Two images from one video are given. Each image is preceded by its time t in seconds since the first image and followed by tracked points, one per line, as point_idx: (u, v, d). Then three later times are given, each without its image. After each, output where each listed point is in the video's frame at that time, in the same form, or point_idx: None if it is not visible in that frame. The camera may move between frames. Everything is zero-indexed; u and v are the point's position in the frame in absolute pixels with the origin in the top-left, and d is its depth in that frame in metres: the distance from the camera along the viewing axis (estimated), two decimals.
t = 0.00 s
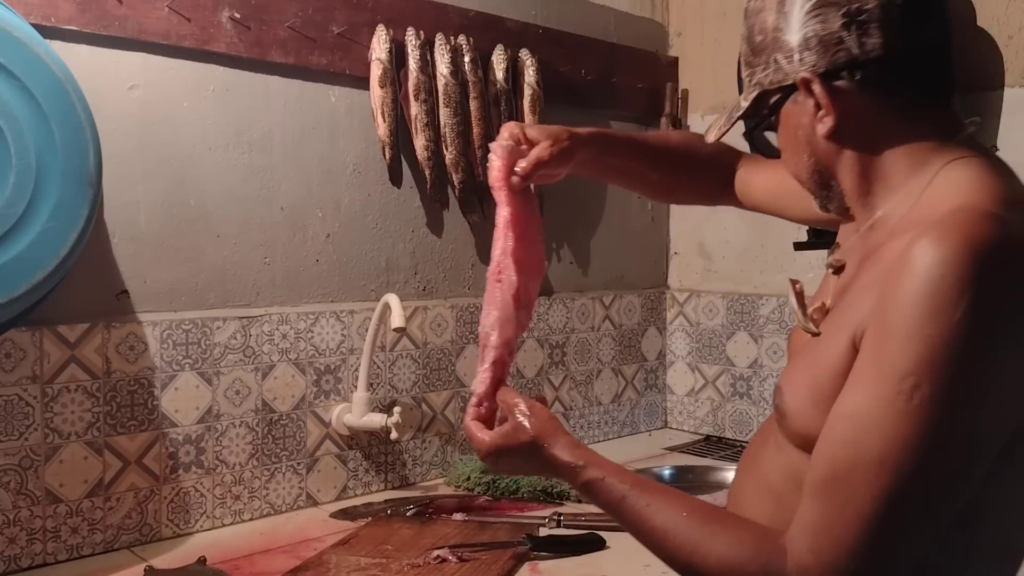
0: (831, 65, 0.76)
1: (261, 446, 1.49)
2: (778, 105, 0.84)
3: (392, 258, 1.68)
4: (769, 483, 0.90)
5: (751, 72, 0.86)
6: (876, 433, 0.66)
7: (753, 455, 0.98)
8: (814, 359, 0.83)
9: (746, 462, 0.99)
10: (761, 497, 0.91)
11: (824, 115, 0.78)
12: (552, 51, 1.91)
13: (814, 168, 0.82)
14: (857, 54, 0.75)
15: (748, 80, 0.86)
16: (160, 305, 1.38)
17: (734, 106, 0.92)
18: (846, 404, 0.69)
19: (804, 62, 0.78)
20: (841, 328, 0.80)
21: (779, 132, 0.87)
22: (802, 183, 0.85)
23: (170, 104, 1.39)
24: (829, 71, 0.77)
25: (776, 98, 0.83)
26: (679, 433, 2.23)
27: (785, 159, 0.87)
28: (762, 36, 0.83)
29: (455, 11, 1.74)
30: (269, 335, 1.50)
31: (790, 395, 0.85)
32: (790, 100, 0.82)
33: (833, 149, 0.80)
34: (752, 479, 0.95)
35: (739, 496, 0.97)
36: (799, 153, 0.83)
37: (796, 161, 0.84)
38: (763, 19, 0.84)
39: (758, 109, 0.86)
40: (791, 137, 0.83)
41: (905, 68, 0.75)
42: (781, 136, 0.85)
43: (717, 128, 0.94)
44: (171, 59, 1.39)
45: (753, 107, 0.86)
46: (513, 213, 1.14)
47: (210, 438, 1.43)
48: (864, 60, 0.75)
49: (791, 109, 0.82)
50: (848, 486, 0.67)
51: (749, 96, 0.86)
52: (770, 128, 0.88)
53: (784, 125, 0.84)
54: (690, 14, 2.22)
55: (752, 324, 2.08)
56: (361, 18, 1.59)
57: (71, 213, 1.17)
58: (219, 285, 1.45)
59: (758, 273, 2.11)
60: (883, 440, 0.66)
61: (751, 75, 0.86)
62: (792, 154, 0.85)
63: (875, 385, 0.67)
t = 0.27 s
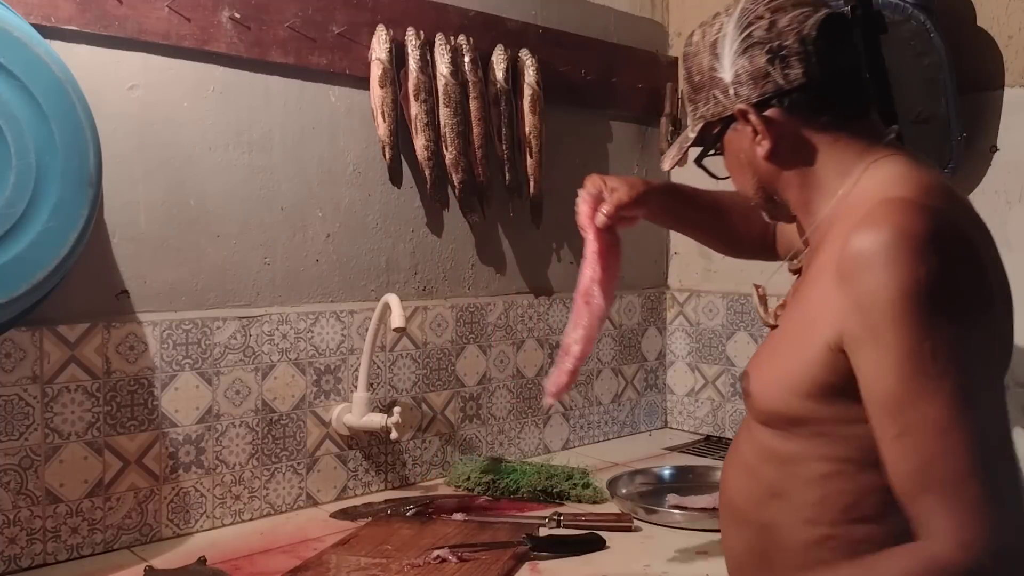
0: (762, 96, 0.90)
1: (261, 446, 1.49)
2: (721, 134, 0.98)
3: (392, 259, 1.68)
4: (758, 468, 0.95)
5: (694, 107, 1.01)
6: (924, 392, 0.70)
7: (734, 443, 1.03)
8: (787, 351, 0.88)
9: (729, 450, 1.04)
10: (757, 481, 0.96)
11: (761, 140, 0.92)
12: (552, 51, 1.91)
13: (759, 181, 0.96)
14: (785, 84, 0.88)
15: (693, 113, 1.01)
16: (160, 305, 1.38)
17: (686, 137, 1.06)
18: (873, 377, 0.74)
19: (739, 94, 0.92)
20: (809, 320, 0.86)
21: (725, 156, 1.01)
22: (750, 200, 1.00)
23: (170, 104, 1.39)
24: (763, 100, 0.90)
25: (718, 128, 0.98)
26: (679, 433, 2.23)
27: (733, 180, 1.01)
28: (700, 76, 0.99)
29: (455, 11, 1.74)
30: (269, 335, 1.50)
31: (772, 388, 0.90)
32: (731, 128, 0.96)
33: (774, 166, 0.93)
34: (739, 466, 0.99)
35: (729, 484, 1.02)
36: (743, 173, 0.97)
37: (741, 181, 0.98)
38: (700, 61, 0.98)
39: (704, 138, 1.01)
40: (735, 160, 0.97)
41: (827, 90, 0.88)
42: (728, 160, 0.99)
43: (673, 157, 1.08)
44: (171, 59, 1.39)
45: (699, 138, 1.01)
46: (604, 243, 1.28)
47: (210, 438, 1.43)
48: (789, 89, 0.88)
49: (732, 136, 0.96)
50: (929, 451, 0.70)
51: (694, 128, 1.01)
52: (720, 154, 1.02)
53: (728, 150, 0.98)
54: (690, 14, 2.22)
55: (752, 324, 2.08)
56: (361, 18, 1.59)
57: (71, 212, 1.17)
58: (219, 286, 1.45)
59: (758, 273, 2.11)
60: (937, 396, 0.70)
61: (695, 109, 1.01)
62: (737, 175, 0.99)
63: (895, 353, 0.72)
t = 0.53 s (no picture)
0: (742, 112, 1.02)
1: (261, 446, 1.49)
2: (707, 151, 1.10)
3: (392, 258, 1.68)
4: (778, 455, 0.99)
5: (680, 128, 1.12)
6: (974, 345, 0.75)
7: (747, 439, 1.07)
8: (802, 339, 0.94)
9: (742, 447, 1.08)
10: (778, 469, 0.99)
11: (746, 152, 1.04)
12: (552, 51, 1.91)
13: (747, 188, 1.08)
14: (762, 99, 1.01)
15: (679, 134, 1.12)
16: (160, 305, 1.38)
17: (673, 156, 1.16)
18: (910, 342, 0.80)
19: (722, 112, 1.04)
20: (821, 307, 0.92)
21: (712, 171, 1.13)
22: (740, 208, 1.12)
23: (170, 104, 1.39)
24: (743, 116, 1.03)
25: (704, 146, 1.10)
26: (679, 433, 2.23)
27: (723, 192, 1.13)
28: (683, 99, 1.10)
29: (455, 11, 1.74)
30: (269, 335, 1.50)
31: (787, 375, 0.95)
32: (716, 145, 1.08)
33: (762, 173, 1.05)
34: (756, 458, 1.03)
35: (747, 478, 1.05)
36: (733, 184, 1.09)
37: (731, 192, 1.10)
38: (682, 86, 1.10)
39: (692, 157, 1.12)
40: (724, 173, 1.10)
41: (802, 100, 1.01)
42: (716, 173, 1.11)
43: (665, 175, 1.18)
44: (171, 59, 1.39)
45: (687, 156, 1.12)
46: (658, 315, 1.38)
47: (210, 438, 1.43)
48: (767, 102, 1.01)
49: (719, 151, 1.08)
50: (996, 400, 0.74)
51: (682, 147, 1.12)
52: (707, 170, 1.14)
53: (716, 164, 1.10)
54: (690, 14, 2.22)
55: (752, 324, 2.08)
56: (361, 18, 1.59)
57: (70, 212, 1.17)
58: (219, 285, 1.45)
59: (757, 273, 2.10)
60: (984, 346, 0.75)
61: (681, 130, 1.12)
62: (727, 187, 1.11)
63: (931, 315, 0.78)
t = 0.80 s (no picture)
0: (804, 109, 1.03)
1: (261, 446, 1.49)
2: (765, 149, 1.10)
3: (392, 258, 1.68)
4: (841, 464, 0.98)
5: (737, 126, 1.13)
6: None
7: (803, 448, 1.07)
8: (869, 344, 0.93)
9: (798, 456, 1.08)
10: (841, 479, 0.98)
11: (807, 149, 1.04)
12: (552, 51, 1.91)
13: (806, 186, 1.07)
14: (825, 96, 1.02)
15: (737, 132, 1.12)
16: (160, 305, 1.38)
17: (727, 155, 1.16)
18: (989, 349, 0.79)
19: (783, 109, 1.04)
20: (891, 312, 0.91)
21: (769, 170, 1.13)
22: (798, 208, 1.11)
23: (170, 104, 1.39)
24: (805, 112, 1.03)
25: (761, 144, 1.10)
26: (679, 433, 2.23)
27: (779, 192, 1.13)
28: (741, 97, 1.10)
29: (455, 11, 1.74)
30: (269, 335, 1.50)
31: (854, 381, 0.95)
32: (775, 143, 1.09)
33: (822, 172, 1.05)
34: (815, 467, 1.03)
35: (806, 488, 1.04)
36: (792, 183, 1.09)
37: (789, 191, 1.10)
38: (740, 82, 1.10)
39: (748, 155, 1.12)
40: (782, 172, 1.10)
41: (864, 96, 1.01)
42: (774, 172, 1.11)
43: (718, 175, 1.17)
44: (171, 59, 1.39)
45: (744, 155, 1.12)
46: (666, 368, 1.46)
47: (210, 438, 1.43)
48: (830, 98, 1.01)
49: (777, 149, 1.09)
50: None
51: (739, 146, 1.12)
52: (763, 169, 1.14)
53: (774, 163, 1.10)
54: (690, 14, 2.22)
55: (751, 324, 2.09)
56: (361, 18, 1.59)
57: (71, 212, 1.17)
58: (219, 286, 1.45)
59: (758, 273, 2.10)
60: None
61: (739, 128, 1.12)
62: (784, 186, 1.11)
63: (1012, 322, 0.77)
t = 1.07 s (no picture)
0: (885, 103, 1.04)
1: (261, 446, 1.49)
2: (835, 140, 1.12)
3: (392, 258, 1.68)
4: (913, 474, 1.05)
5: (806, 114, 1.14)
6: None
7: (872, 458, 1.13)
8: (949, 357, 1.00)
9: (866, 466, 1.15)
10: (910, 487, 1.06)
11: (885, 144, 1.06)
12: (552, 51, 1.91)
13: (877, 183, 1.10)
14: (907, 91, 1.03)
15: (806, 121, 1.14)
16: (160, 305, 1.38)
17: (792, 143, 1.18)
18: None
19: (861, 101, 1.06)
20: (973, 329, 0.98)
21: (836, 162, 1.15)
22: (864, 202, 1.14)
23: (170, 104, 1.39)
24: (885, 107, 1.05)
25: (831, 135, 1.12)
26: (680, 433, 2.23)
27: (845, 183, 1.15)
28: (815, 84, 1.11)
29: (455, 11, 1.74)
30: (269, 335, 1.50)
31: (932, 391, 1.02)
32: (847, 135, 1.10)
33: (897, 170, 1.08)
34: (885, 476, 1.09)
35: (874, 496, 1.11)
36: (861, 176, 1.11)
37: (857, 184, 1.12)
38: (815, 70, 1.12)
39: (816, 145, 1.13)
40: (851, 164, 1.11)
41: (945, 95, 1.03)
42: (841, 164, 1.13)
43: (778, 164, 1.18)
44: (171, 59, 1.39)
45: (811, 145, 1.14)
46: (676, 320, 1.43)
47: (209, 438, 1.43)
48: (913, 95, 1.03)
49: (849, 141, 1.10)
50: None
51: (808, 135, 1.13)
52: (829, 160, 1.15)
53: (843, 155, 1.12)
54: (690, 14, 2.22)
55: (751, 324, 2.10)
56: (361, 18, 1.59)
57: (70, 212, 1.17)
58: (219, 285, 1.45)
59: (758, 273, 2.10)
60: None
61: (809, 116, 1.13)
62: (851, 179, 1.13)
63: None
